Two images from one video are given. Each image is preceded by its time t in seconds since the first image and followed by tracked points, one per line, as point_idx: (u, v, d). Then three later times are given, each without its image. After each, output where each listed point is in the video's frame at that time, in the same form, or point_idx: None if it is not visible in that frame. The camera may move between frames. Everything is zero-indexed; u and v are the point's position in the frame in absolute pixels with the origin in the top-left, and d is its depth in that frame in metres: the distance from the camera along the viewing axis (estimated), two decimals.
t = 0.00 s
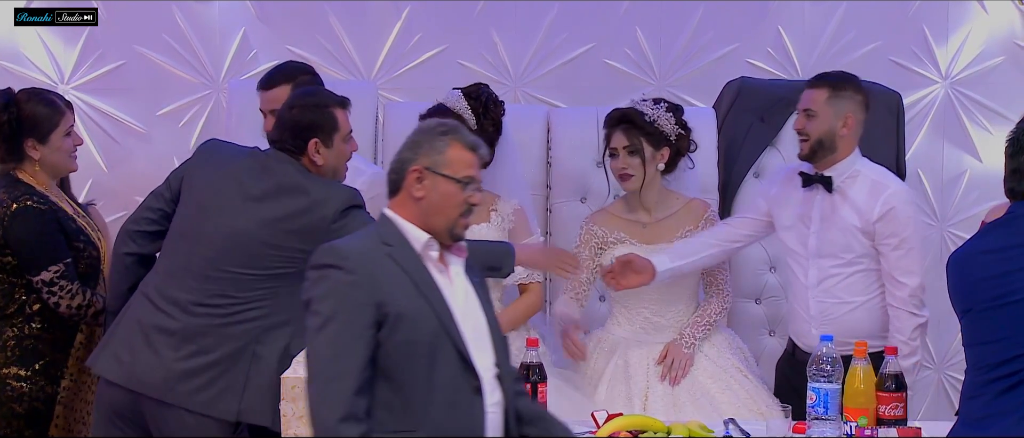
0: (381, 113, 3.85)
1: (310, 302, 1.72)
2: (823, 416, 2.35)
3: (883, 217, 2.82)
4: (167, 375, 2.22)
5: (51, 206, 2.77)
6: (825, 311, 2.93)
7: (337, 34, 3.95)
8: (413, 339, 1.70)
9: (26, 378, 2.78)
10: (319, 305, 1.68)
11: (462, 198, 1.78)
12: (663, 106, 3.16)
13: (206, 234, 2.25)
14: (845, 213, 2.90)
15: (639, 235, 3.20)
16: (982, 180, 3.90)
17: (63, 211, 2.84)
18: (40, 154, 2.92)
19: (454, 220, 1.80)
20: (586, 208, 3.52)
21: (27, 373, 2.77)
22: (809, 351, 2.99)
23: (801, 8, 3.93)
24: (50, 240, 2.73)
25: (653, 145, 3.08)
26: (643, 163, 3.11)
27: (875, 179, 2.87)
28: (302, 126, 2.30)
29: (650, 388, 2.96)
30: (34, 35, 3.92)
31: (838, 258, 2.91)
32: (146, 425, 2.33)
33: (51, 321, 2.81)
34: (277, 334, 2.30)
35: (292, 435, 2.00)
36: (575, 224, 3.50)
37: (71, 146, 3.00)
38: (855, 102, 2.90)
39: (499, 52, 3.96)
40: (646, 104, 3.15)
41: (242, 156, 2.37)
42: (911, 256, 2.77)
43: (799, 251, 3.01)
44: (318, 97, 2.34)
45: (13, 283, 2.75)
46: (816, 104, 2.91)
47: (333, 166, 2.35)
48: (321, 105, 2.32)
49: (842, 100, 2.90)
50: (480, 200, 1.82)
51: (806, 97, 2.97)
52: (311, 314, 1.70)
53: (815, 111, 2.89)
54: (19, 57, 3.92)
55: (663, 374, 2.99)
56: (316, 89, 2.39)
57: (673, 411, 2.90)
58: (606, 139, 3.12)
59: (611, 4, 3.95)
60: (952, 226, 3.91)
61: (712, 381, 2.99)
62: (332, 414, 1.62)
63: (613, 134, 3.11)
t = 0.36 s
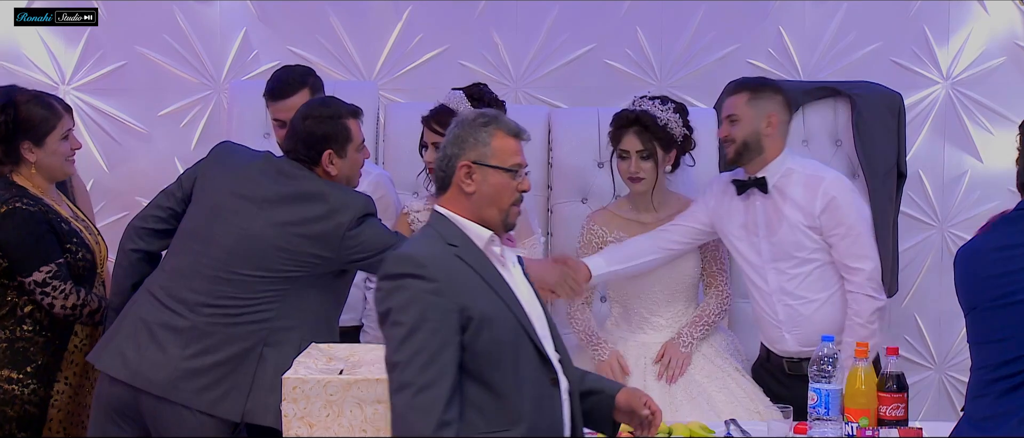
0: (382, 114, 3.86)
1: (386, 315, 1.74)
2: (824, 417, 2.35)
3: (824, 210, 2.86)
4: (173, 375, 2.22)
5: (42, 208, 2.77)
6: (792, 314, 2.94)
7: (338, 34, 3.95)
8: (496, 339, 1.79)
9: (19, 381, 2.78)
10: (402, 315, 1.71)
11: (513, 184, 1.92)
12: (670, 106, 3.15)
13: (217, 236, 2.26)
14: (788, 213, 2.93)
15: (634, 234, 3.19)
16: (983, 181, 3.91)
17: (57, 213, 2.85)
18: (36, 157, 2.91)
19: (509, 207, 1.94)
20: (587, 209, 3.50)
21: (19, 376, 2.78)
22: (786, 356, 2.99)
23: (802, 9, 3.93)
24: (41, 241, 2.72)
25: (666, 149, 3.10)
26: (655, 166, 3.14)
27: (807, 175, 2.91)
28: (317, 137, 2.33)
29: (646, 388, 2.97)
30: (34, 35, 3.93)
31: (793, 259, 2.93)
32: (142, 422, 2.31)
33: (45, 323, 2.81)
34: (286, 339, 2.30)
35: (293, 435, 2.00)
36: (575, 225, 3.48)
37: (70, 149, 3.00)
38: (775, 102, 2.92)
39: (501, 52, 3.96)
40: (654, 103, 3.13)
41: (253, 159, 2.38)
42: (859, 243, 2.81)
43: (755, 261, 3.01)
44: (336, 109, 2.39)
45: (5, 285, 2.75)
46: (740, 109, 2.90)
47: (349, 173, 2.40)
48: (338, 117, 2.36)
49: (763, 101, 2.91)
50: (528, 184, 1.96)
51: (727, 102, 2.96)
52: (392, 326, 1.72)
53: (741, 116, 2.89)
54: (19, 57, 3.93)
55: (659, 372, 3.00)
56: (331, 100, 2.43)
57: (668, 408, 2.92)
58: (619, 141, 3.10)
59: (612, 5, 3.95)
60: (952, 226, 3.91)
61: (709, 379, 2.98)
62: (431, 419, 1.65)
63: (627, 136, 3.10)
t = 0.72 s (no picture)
0: (382, 115, 3.87)
1: (476, 330, 1.72)
2: (826, 417, 2.34)
3: (789, 215, 2.92)
4: (167, 374, 2.21)
5: (28, 211, 2.75)
6: (772, 319, 2.98)
7: (340, 34, 3.95)
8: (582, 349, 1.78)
9: (9, 384, 2.75)
10: (496, 331, 1.69)
11: (567, 188, 1.92)
12: (676, 108, 3.16)
13: (211, 234, 2.26)
14: (754, 223, 2.97)
15: (634, 234, 3.21)
16: (984, 181, 3.90)
17: (49, 216, 2.84)
18: (32, 160, 2.89)
19: (564, 212, 1.94)
20: (589, 209, 3.51)
21: (9, 378, 2.75)
22: (771, 357, 3.03)
23: (804, 9, 3.92)
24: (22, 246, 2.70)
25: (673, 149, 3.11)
26: (661, 166, 3.15)
27: (771, 181, 2.96)
28: (316, 133, 2.32)
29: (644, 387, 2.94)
30: (35, 35, 3.93)
31: (766, 266, 2.97)
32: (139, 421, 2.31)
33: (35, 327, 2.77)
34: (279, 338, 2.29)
35: (293, 435, 2.00)
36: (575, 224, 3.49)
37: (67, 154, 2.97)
38: (729, 113, 2.93)
39: (502, 52, 3.96)
40: (661, 104, 3.14)
41: (247, 157, 2.39)
42: (829, 244, 2.87)
43: (728, 270, 3.03)
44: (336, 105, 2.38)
45: None
46: (695, 125, 2.92)
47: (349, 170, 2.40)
48: (336, 115, 2.35)
49: (717, 113, 2.93)
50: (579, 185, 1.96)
51: (681, 118, 2.98)
52: (485, 340, 1.70)
53: (696, 132, 2.91)
54: (20, 57, 3.93)
55: (657, 370, 2.99)
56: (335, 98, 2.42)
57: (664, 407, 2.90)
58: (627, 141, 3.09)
59: (613, 4, 3.95)
60: (954, 226, 3.91)
61: (706, 377, 2.97)
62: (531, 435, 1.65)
63: (634, 135, 3.09)
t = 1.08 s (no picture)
0: (382, 114, 3.87)
1: (561, 335, 1.76)
2: (826, 415, 2.34)
3: (777, 214, 2.91)
4: (163, 374, 2.21)
5: (20, 214, 2.73)
6: (765, 319, 2.98)
7: (340, 33, 3.95)
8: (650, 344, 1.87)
9: (6, 381, 2.74)
10: (584, 335, 1.74)
11: (620, 189, 1.93)
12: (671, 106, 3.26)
13: (207, 234, 2.26)
14: (743, 223, 2.96)
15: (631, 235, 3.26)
16: (984, 180, 3.90)
17: (52, 217, 2.84)
18: (40, 159, 2.88)
19: (615, 213, 1.96)
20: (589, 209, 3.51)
21: (6, 376, 2.73)
22: (765, 357, 3.03)
23: (804, 8, 3.92)
24: (5, 250, 2.67)
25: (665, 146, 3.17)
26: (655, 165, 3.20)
27: (757, 180, 2.96)
28: (316, 135, 2.31)
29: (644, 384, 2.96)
30: (35, 35, 3.93)
31: (756, 267, 2.97)
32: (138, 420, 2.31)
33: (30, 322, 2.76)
34: (274, 339, 2.28)
35: (293, 434, 2.00)
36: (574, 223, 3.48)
37: (76, 154, 2.96)
38: (715, 113, 2.94)
39: (502, 52, 3.96)
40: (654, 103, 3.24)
41: (245, 157, 2.39)
42: (817, 242, 2.86)
43: (719, 273, 3.02)
44: (340, 110, 2.37)
45: None
46: (682, 127, 2.93)
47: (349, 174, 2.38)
48: (335, 118, 2.34)
49: (703, 114, 2.94)
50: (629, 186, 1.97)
51: (667, 121, 2.99)
52: (574, 344, 1.75)
53: (683, 134, 2.92)
54: (20, 57, 3.93)
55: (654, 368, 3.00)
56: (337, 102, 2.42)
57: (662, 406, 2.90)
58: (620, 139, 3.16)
59: (613, 3, 3.95)
60: (954, 225, 3.91)
61: (704, 376, 2.96)
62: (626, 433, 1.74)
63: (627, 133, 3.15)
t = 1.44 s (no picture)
0: (382, 114, 3.87)
1: (597, 330, 1.76)
2: (826, 415, 2.35)
3: (775, 213, 2.91)
4: (161, 374, 2.20)
5: (28, 205, 2.72)
6: (764, 318, 2.97)
7: (340, 33, 3.95)
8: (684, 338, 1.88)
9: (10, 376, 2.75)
10: (621, 330, 1.75)
11: (645, 186, 1.94)
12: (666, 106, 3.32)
13: (205, 234, 2.26)
14: (742, 222, 2.96)
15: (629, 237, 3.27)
16: (984, 180, 3.90)
17: (65, 209, 2.84)
18: (59, 150, 2.86)
19: (643, 209, 1.97)
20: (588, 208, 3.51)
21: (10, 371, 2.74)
22: (764, 356, 3.03)
23: (804, 7, 3.92)
24: (9, 238, 2.65)
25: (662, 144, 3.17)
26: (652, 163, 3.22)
27: (755, 179, 2.96)
28: (309, 132, 2.32)
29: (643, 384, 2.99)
30: (34, 34, 3.92)
31: (755, 266, 2.97)
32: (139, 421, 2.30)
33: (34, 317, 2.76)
34: (272, 340, 2.27)
35: (293, 433, 2.00)
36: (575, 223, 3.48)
37: (96, 146, 2.93)
38: (710, 111, 2.91)
39: (502, 51, 3.96)
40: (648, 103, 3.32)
41: (243, 157, 2.39)
42: (813, 241, 2.86)
43: (719, 273, 3.02)
44: (336, 109, 2.37)
45: None
46: (680, 128, 2.88)
47: (344, 169, 2.38)
48: (327, 116, 2.34)
49: (699, 114, 2.90)
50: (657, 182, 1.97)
51: (660, 124, 2.93)
52: (612, 339, 1.75)
53: (683, 136, 2.87)
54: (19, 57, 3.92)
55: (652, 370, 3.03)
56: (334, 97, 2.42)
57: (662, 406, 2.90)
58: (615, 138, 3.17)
59: (613, 2, 3.95)
60: (954, 225, 3.91)
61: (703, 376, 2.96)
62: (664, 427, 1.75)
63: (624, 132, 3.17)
